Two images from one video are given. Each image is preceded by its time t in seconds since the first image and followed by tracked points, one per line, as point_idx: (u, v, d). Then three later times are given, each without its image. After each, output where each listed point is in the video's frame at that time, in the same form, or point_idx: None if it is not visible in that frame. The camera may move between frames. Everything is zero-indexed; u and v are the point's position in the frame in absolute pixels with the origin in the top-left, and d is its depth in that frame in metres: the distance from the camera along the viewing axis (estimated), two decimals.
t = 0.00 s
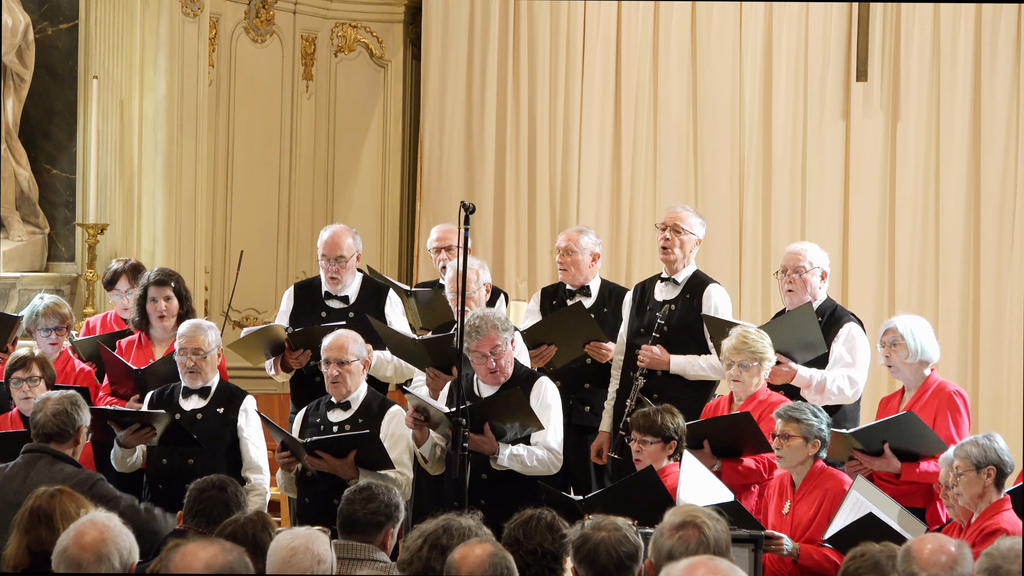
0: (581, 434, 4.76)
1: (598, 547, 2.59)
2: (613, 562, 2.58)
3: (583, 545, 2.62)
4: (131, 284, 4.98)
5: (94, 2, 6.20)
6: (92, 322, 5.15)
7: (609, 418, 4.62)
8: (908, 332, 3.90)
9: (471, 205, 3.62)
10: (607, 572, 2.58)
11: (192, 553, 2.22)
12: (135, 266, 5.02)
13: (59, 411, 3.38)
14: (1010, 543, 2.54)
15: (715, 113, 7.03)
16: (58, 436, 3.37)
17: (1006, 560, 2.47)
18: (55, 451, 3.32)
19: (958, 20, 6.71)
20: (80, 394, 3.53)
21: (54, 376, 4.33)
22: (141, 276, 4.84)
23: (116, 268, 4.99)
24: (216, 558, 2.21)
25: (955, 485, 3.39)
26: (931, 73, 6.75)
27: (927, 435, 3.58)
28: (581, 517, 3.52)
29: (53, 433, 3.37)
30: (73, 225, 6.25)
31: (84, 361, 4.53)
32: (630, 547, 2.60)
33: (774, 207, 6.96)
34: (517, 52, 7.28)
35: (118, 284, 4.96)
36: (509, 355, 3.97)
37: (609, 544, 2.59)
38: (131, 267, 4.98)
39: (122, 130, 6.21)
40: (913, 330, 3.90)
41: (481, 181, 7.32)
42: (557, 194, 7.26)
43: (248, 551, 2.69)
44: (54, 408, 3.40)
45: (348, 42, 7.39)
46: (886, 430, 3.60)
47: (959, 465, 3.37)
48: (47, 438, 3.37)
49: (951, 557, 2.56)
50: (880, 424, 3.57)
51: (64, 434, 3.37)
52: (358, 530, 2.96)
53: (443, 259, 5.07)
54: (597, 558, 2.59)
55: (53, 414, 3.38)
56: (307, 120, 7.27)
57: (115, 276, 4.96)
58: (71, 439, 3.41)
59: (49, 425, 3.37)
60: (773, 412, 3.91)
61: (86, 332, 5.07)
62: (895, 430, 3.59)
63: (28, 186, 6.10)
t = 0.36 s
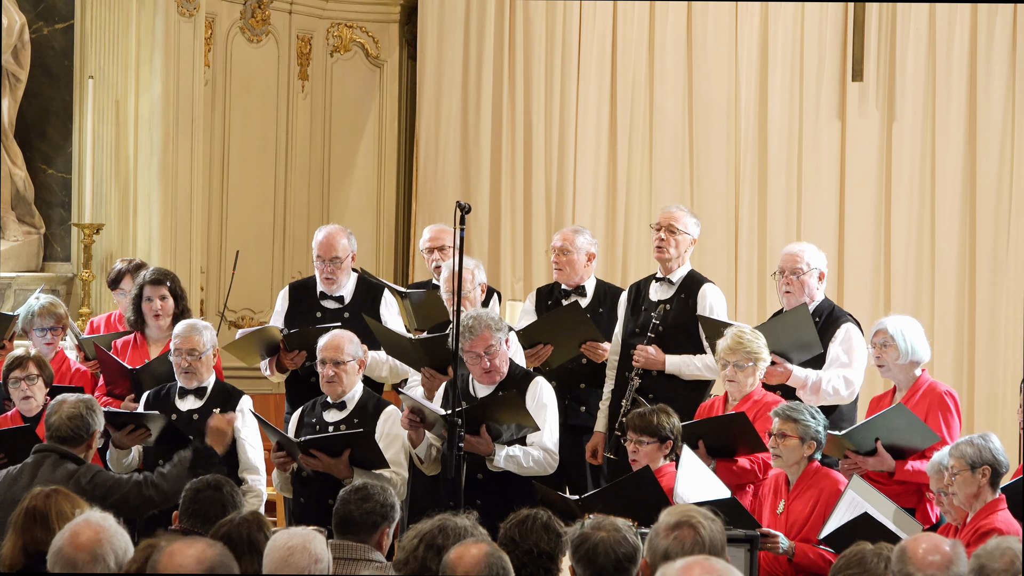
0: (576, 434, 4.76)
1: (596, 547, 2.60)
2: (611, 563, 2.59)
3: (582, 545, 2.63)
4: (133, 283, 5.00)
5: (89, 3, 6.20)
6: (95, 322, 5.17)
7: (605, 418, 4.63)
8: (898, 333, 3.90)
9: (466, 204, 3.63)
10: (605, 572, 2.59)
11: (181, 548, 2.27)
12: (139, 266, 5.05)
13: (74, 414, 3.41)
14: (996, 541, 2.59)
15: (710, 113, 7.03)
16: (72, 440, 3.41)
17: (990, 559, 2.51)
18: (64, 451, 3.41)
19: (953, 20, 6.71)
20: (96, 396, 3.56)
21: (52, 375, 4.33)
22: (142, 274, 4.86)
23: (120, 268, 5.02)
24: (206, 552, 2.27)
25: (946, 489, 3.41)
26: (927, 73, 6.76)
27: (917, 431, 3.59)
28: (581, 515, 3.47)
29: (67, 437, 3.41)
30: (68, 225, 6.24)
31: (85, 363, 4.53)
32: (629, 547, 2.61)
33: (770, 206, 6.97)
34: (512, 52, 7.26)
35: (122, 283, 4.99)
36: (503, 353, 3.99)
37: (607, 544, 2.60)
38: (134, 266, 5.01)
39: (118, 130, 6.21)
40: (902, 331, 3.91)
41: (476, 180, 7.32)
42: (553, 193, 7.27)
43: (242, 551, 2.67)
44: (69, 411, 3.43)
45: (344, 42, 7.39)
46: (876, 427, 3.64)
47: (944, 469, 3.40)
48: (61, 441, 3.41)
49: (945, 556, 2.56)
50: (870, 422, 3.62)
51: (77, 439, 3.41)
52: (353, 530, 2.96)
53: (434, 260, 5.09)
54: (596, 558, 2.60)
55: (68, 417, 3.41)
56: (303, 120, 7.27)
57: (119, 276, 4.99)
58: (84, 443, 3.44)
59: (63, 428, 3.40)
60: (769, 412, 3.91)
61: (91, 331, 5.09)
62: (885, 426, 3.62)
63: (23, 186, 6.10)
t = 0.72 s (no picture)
0: (572, 434, 4.76)
1: (592, 547, 2.61)
2: (607, 563, 2.59)
3: (579, 545, 2.63)
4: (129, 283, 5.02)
5: (85, 3, 6.19)
6: (92, 320, 5.17)
7: (600, 418, 4.63)
8: (889, 332, 3.91)
9: (462, 205, 3.62)
10: (602, 572, 2.59)
11: (170, 548, 2.27)
12: (135, 265, 5.06)
13: (57, 413, 3.38)
14: (990, 541, 2.58)
15: (706, 113, 7.03)
16: (63, 438, 3.38)
17: (984, 559, 2.51)
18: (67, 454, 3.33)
19: (949, 19, 6.72)
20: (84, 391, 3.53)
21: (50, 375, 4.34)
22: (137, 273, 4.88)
23: (117, 268, 5.03)
24: (196, 550, 2.28)
25: (939, 491, 3.45)
26: (923, 73, 6.76)
27: (913, 431, 3.58)
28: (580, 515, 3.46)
29: (56, 436, 3.38)
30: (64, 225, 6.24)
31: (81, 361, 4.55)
32: (625, 548, 2.61)
33: (765, 206, 6.97)
34: (508, 52, 7.26)
35: (118, 282, 5.00)
36: (497, 354, 3.98)
37: (603, 545, 2.60)
38: (130, 266, 5.01)
39: (114, 130, 6.20)
40: (894, 330, 3.91)
41: (472, 180, 7.32)
42: (549, 193, 7.27)
43: (237, 551, 2.67)
44: (53, 411, 3.40)
45: (340, 42, 7.38)
46: (872, 429, 3.63)
47: (935, 472, 3.44)
48: (54, 442, 3.38)
49: (941, 556, 2.56)
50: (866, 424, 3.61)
51: (66, 436, 3.38)
52: (350, 530, 2.96)
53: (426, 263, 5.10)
54: (592, 558, 2.60)
55: (52, 417, 3.39)
56: (298, 119, 7.27)
57: (115, 276, 4.99)
58: (76, 438, 3.40)
59: (51, 429, 3.38)
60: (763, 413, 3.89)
61: (88, 331, 5.09)
62: (880, 428, 3.61)
63: (19, 186, 6.09)
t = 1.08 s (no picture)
0: (568, 435, 4.77)
1: (588, 547, 2.61)
2: (604, 563, 2.59)
3: (575, 544, 2.63)
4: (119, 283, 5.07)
5: (81, 3, 6.18)
6: (80, 322, 5.21)
7: (596, 418, 4.63)
8: (884, 332, 3.90)
9: (458, 205, 3.60)
10: (598, 572, 2.59)
11: (164, 547, 2.28)
12: (124, 265, 5.11)
13: (67, 402, 3.36)
14: (985, 541, 2.64)
15: (702, 113, 7.04)
16: (67, 429, 3.34)
17: (979, 559, 2.57)
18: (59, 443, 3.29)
19: (943, 20, 6.74)
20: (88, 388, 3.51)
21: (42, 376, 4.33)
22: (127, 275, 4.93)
23: (106, 268, 5.08)
24: (190, 549, 2.29)
25: (933, 493, 3.47)
26: (918, 73, 6.77)
27: (904, 430, 3.59)
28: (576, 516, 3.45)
29: (60, 425, 3.34)
30: (60, 225, 6.23)
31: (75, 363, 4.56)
32: (621, 548, 2.61)
33: (761, 207, 6.98)
34: (504, 52, 7.26)
35: (107, 283, 5.05)
36: (496, 355, 3.98)
37: (599, 545, 2.60)
38: (121, 267, 5.07)
39: (109, 130, 6.20)
40: (888, 329, 3.91)
41: (467, 179, 7.31)
42: (544, 195, 7.26)
43: (232, 551, 2.66)
44: (62, 400, 3.37)
45: (335, 42, 7.39)
46: (864, 429, 3.63)
47: (928, 474, 3.46)
48: (55, 431, 3.34)
49: (939, 557, 2.54)
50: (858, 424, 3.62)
51: (71, 428, 3.35)
52: (346, 530, 2.96)
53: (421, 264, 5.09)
54: (588, 558, 2.60)
55: (61, 406, 3.35)
56: (294, 119, 7.27)
57: (105, 276, 5.04)
58: (78, 433, 3.37)
59: (57, 417, 3.34)
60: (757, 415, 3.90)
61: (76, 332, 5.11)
62: (873, 429, 3.62)
63: (14, 186, 6.08)
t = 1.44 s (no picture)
0: (564, 434, 4.77)
1: (584, 547, 2.61)
2: (599, 562, 2.59)
3: (571, 544, 2.63)
4: (107, 283, 5.11)
5: (76, 3, 6.16)
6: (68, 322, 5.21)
7: (592, 418, 4.64)
8: (882, 332, 3.91)
9: (453, 205, 3.61)
10: (594, 572, 2.60)
11: (158, 547, 2.28)
12: (112, 265, 5.15)
13: (59, 404, 3.42)
14: (981, 540, 2.60)
15: (698, 113, 7.04)
16: (56, 431, 3.40)
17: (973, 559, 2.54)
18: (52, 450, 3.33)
19: (939, 20, 6.75)
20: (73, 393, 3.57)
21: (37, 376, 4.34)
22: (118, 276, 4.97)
23: (93, 268, 5.12)
24: (185, 548, 2.29)
25: (927, 494, 3.47)
26: (914, 74, 6.79)
27: (902, 427, 3.60)
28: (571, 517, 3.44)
29: (49, 426, 3.39)
30: (55, 225, 6.23)
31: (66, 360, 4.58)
32: (617, 548, 2.61)
33: (756, 208, 6.99)
34: (500, 52, 7.24)
35: (95, 282, 5.09)
36: (492, 355, 3.98)
37: (595, 544, 2.61)
38: (108, 267, 5.11)
39: (105, 129, 6.20)
40: (886, 330, 3.92)
41: (463, 178, 7.30)
42: (540, 196, 7.27)
43: (227, 551, 2.66)
44: (53, 402, 3.43)
45: (331, 42, 7.38)
46: (861, 426, 3.63)
47: (922, 473, 3.47)
48: (44, 431, 3.39)
49: (935, 557, 2.57)
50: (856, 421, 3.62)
51: (58, 431, 3.40)
52: (341, 530, 2.95)
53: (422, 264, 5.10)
54: (584, 557, 2.60)
55: (53, 407, 3.41)
56: (290, 119, 7.27)
57: (93, 275, 5.09)
58: (65, 436, 3.43)
59: (48, 418, 3.39)
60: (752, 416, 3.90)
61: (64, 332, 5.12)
62: (870, 425, 3.62)
63: (9, 186, 6.08)
